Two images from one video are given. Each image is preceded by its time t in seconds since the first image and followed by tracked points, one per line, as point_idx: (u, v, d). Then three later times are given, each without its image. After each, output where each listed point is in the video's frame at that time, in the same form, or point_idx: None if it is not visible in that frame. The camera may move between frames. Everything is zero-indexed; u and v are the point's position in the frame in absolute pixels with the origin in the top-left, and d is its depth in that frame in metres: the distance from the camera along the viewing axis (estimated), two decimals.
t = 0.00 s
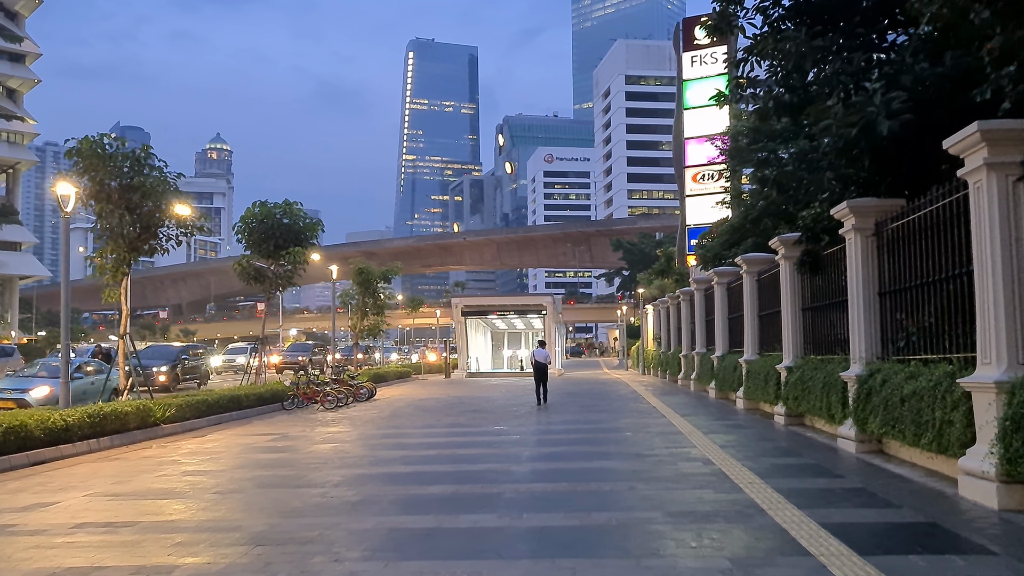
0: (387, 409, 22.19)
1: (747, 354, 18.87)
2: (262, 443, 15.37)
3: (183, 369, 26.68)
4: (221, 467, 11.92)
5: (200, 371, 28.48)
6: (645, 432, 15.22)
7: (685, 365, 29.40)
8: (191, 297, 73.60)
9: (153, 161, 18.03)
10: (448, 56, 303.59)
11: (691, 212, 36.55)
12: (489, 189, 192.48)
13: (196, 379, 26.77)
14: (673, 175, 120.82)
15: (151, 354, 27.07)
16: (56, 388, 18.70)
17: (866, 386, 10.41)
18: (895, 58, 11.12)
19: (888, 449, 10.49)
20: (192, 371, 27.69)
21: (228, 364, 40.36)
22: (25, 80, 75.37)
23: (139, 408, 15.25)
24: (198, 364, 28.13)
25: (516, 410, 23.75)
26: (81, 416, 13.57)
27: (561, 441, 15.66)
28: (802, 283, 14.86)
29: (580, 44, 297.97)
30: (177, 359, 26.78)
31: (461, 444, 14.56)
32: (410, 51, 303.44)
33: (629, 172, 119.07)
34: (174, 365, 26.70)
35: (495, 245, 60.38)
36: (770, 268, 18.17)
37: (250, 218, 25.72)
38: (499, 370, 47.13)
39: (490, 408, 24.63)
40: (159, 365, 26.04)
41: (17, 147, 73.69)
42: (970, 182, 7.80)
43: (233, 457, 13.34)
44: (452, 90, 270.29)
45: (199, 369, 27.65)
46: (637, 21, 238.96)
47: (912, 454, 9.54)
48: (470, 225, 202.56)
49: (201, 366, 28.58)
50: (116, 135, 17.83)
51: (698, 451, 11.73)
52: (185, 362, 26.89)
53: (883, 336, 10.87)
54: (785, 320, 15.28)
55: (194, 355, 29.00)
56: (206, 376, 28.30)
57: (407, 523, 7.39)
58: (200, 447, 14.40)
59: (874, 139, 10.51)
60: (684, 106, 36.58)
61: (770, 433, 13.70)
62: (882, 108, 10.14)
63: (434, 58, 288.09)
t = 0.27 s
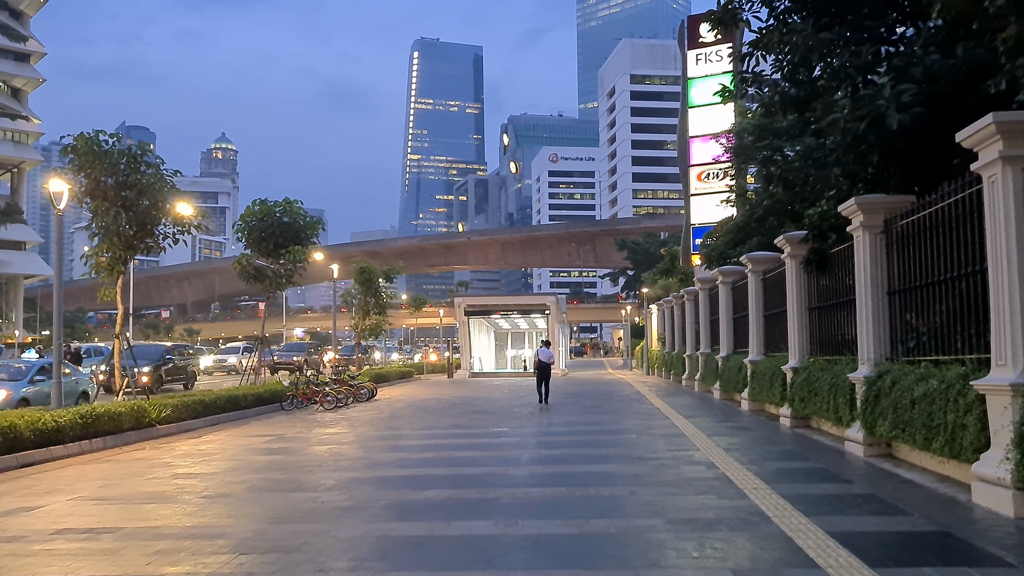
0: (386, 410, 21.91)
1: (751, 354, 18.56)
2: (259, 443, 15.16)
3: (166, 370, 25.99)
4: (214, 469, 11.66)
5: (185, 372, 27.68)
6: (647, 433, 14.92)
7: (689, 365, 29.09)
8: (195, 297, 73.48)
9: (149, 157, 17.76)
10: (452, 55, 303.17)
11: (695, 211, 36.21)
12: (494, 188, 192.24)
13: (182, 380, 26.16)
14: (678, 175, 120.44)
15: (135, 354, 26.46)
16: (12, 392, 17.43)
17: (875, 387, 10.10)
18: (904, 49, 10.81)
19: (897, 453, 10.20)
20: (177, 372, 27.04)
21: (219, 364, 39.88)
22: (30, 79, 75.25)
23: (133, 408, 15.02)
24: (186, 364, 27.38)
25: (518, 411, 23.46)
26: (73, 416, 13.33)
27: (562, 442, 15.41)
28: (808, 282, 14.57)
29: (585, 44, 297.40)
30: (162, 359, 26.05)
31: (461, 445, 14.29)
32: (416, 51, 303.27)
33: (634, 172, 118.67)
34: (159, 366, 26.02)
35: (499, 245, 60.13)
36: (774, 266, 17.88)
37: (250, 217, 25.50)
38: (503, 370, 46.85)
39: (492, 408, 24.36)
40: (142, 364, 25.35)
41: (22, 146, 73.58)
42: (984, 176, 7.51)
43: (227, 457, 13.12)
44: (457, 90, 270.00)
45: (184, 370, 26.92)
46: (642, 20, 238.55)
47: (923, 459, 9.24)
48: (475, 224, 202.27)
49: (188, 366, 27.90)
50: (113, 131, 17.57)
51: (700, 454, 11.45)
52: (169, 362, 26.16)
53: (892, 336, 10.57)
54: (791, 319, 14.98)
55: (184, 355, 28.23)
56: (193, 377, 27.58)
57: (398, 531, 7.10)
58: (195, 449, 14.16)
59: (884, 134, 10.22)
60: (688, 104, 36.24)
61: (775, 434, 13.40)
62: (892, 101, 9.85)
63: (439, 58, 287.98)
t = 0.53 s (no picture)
0: (389, 412, 21.67)
1: (759, 357, 18.25)
2: (258, 446, 14.95)
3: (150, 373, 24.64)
4: (210, 473, 11.44)
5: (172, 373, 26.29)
6: (653, 437, 14.65)
7: (696, 367, 28.79)
8: (203, 298, 73.37)
9: (149, 157, 17.60)
10: (460, 56, 303.01)
11: (702, 211, 35.88)
12: (501, 189, 192.02)
13: (170, 382, 25.24)
14: (686, 175, 120.06)
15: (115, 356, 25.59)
16: None
17: (886, 391, 9.80)
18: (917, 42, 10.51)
19: (909, 458, 9.90)
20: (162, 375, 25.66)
21: (211, 365, 39.52)
22: (38, 81, 75.30)
23: (132, 411, 14.82)
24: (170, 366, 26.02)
25: (522, 413, 23.21)
26: (68, 419, 13.12)
27: (566, 445, 15.15)
28: (816, 282, 14.27)
29: (592, 44, 296.71)
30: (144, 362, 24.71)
31: (463, 448, 14.04)
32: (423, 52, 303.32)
33: (642, 172, 118.24)
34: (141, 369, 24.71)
35: (506, 246, 59.89)
36: (783, 266, 17.57)
37: (252, 217, 25.32)
38: (509, 371, 46.58)
39: (497, 411, 24.11)
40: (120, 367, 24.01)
41: (31, 148, 73.66)
42: (999, 172, 7.21)
43: (225, 461, 12.91)
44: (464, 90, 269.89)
45: (171, 371, 25.97)
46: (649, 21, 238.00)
47: (936, 465, 8.94)
48: (482, 225, 201.99)
49: (178, 366, 27.01)
50: (113, 130, 17.40)
51: (707, 459, 11.15)
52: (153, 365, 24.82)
53: (903, 337, 10.28)
54: (799, 321, 14.68)
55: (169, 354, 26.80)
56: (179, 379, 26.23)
57: (391, 541, 6.85)
58: (193, 452, 13.95)
59: (896, 129, 9.93)
60: (696, 103, 35.91)
61: (783, 438, 13.10)
62: (904, 96, 9.57)
63: (447, 59, 287.97)
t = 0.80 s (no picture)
0: (398, 414, 21.45)
1: (772, 357, 17.90)
2: (263, 448, 14.76)
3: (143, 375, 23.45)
4: (208, 474, 11.25)
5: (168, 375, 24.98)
6: (663, 440, 14.34)
7: (709, 367, 28.42)
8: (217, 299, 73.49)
9: (154, 156, 17.45)
10: (473, 56, 303.03)
11: (716, 210, 35.48)
12: (515, 190, 191.83)
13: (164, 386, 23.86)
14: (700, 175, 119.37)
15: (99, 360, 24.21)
16: None
17: (902, 393, 9.47)
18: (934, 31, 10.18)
19: (927, 463, 9.56)
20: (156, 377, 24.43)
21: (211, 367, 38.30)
22: (54, 83, 75.57)
23: (135, 413, 14.66)
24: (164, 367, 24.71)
25: (533, 414, 22.94)
26: (69, 421, 12.96)
27: (575, 447, 14.86)
28: (831, 281, 13.92)
29: (606, 44, 296.13)
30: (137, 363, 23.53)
31: (470, 450, 13.78)
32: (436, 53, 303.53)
33: (656, 172, 117.65)
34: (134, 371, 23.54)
35: (520, 246, 59.63)
36: (796, 264, 17.22)
37: (261, 217, 25.18)
38: (521, 372, 46.31)
39: (507, 412, 23.86)
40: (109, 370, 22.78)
41: (47, 151, 73.99)
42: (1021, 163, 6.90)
43: (228, 463, 12.73)
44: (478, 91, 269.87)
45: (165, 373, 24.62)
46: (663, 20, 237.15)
47: (954, 470, 8.61)
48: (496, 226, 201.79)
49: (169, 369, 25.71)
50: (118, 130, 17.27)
51: (717, 463, 10.83)
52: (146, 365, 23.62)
53: (920, 337, 9.95)
54: (813, 320, 14.34)
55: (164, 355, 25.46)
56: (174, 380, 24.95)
57: (385, 550, 6.57)
58: (197, 454, 13.78)
59: (911, 121, 9.62)
60: (709, 102, 35.49)
61: (796, 441, 12.77)
62: (920, 87, 9.26)
63: (460, 60, 288.04)
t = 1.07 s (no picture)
0: (409, 416, 21.25)
1: (789, 358, 17.53)
2: (271, 451, 14.58)
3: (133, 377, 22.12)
4: (212, 478, 11.08)
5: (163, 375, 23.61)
6: (677, 443, 14.02)
7: (726, 369, 28.01)
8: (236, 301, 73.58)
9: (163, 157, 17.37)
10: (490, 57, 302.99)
11: (733, 210, 35.04)
12: (532, 190, 191.54)
13: (159, 389, 22.13)
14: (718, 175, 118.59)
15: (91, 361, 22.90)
16: None
17: (923, 396, 9.13)
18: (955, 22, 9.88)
19: (949, 468, 9.21)
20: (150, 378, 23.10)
21: (211, 369, 37.38)
22: (74, 87, 75.93)
23: (142, 415, 14.54)
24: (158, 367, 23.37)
25: (546, 416, 22.64)
26: (74, 424, 12.83)
27: (586, 450, 14.58)
28: (848, 280, 13.57)
29: (623, 44, 295.29)
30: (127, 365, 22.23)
31: (479, 453, 13.53)
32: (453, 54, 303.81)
33: (673, 172, 116.99)
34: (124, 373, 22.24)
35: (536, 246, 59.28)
36: (813, 263, 16.86)
37: (273, 218, 25.08)
38: (537, 373, 46.00)
39: (520, 414, 23.58)
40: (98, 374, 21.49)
41: (66, 154, 74.32)
42: None
43: (234, 466, 12.56)
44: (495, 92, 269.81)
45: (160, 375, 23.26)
46: (681, 20, 236.10)
47: (978, 476, 8.26)
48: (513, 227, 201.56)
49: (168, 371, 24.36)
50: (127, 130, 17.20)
51: (730, 468, 10.50)
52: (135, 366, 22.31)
53: (941, 338, 9.61)
54: (830, 320, 14.00)
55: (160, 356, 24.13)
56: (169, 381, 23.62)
57: (382, 560, 6.34)
58: (203, 457, 13.61)
59: (933, 114, 9.32)
60: (726, 100, 35.07)
61: (812, 444, 12.42)
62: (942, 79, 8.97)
63: (477, 61, 288.10)
